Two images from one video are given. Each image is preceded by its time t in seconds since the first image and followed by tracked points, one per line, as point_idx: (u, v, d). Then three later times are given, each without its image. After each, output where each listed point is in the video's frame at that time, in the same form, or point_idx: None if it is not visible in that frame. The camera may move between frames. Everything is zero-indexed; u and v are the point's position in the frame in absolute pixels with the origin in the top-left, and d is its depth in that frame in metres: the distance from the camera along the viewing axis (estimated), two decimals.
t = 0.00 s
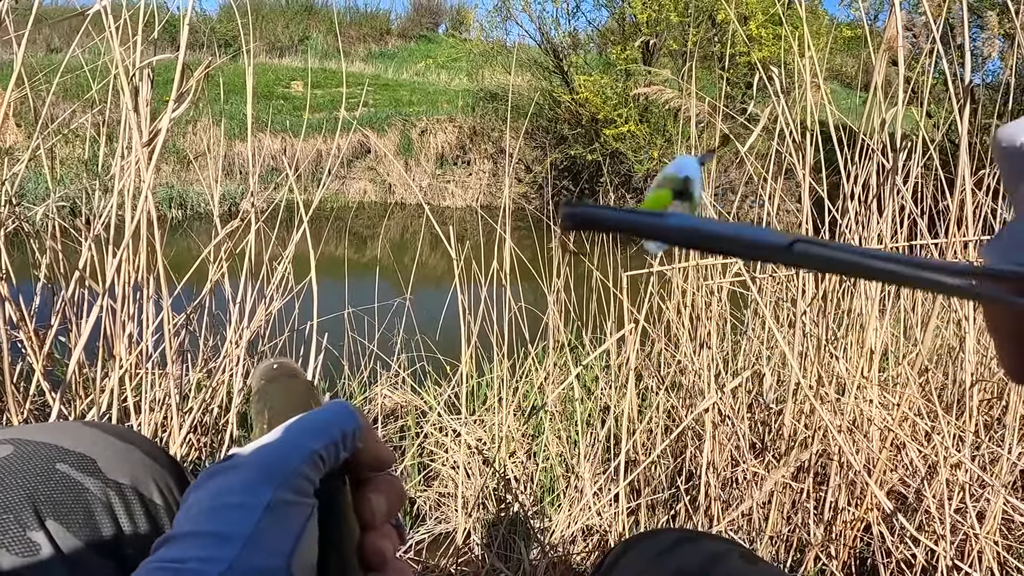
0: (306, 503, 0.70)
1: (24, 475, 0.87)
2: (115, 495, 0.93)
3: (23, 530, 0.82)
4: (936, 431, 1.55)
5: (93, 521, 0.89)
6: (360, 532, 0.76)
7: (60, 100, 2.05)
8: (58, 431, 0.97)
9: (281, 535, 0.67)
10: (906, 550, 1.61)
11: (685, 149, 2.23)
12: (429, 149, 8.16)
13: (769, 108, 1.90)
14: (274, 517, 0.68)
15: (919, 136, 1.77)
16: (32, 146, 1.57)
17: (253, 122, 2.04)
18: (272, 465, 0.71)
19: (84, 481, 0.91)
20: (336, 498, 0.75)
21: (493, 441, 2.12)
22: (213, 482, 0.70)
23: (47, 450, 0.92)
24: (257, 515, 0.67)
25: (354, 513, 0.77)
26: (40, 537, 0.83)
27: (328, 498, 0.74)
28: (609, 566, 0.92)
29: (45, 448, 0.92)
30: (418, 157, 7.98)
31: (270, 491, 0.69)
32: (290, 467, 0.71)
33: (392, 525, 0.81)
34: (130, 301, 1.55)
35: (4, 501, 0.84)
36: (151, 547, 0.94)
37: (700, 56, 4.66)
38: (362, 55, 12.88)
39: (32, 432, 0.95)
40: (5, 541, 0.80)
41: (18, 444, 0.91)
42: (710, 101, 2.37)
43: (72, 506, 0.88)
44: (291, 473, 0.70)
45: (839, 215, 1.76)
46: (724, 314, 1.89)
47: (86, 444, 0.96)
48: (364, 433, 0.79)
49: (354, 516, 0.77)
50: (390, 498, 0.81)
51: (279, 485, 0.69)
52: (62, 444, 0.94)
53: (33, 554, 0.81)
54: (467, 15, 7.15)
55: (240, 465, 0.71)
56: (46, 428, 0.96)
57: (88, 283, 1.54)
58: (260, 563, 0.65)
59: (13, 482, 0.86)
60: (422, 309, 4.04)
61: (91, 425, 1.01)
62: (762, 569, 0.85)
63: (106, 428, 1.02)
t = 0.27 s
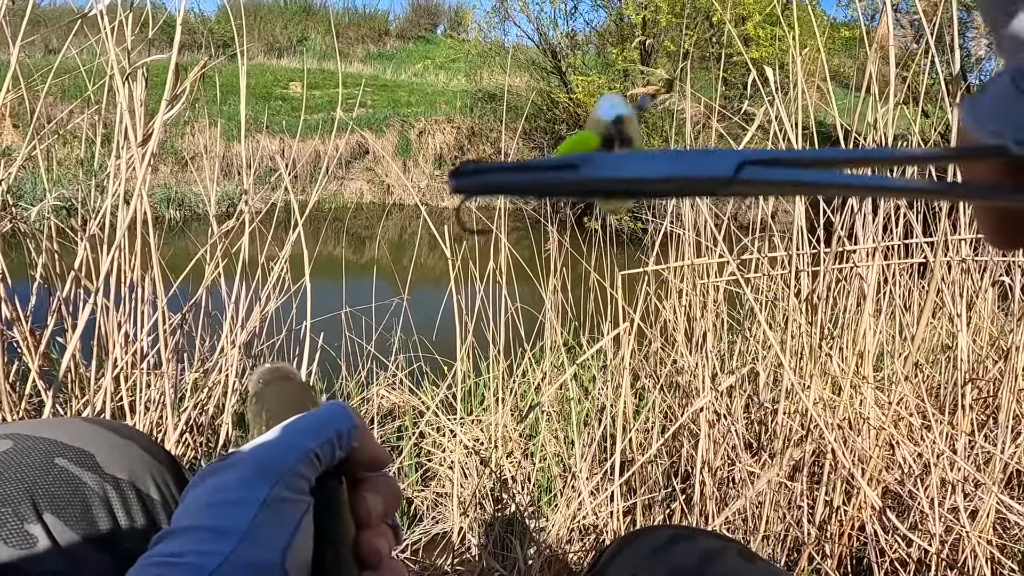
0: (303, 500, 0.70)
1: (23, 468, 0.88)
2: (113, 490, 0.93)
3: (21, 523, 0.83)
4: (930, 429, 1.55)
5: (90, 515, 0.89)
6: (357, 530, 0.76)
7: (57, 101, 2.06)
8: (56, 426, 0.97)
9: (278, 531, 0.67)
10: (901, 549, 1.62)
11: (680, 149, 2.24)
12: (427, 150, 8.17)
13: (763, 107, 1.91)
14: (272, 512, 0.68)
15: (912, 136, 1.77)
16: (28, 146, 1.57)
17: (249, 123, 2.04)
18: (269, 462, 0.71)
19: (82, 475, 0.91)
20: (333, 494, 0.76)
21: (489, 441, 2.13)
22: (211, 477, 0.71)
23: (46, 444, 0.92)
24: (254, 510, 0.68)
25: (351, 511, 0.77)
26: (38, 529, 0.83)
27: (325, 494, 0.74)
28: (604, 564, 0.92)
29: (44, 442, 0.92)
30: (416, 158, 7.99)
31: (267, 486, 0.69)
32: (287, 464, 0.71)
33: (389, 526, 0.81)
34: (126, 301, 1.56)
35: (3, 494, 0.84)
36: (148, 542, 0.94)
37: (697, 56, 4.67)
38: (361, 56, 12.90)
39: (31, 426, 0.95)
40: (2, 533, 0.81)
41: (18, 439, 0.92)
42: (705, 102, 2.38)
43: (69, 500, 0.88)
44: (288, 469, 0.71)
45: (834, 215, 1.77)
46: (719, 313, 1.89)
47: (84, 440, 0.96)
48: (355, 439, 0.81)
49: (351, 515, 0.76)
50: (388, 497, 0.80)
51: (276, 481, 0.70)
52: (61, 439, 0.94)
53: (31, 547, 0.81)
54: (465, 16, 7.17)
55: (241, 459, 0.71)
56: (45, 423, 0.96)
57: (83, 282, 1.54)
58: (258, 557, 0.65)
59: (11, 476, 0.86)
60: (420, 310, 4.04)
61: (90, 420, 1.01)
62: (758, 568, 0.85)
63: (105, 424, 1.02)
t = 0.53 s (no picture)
0: (315, 498, 0.69)
1: (30, 464, 0.88)
2: (119, 487, 0.93)
3: (28, 518, 0.83)
4: (926, 429, 1.56)
5: (97, 511, 0.89)
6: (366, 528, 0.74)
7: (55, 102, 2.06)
8: (63, 423, 0.97)
9: (289, 528, 0.67)
10: (898, 548, 1.62)
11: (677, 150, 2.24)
12: (426, 150, 8.17)
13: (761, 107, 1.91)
14: (282, 511, 0.67)
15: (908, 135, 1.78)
16: (26, 147, 1.57)
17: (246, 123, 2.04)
18: (281, 460, 0.70)
19: (89, 471, 0.91)
20: (344, 492, 0.73)
21: (488, 441, 2.13)
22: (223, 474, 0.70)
23: (54, 441, 0.92)
24: (266, 507, 0.67)
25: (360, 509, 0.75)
26: (45, 525, 0.83)
27: (337, 492, 0.72)
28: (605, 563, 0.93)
29: (51, 439, 0.92)
30: (415, 159, 8.00)
31: (279, 484, 0.69)
32: (298, 461, 0.70)
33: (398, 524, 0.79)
34: (123, 301, 1.56)
35: (10, 489, 0.84)
36: (153, 537, 0.94)
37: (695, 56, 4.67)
38: (360, 57, 12.91)
39: (39, 423, 0.95)
40: (10, 527, 0.81)
41: (25, 435, 0.92)
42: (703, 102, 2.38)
43: (76, 496, 0.88)
44: (300, 467, 0.70)
45: (831, 215, 1.77)
46: (717, 313, 1.90)
47: (91, 437, 0.96)
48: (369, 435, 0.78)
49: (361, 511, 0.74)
50: (395, 495, 0.79)
51: (287, 479, 0.69)
52: (67, 436, 0.94)
53: (37, 542, 0.81)
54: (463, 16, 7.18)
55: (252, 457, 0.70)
56: (53, 419, 0.96)
57: (81, 282, 1.54)
58: (268, 554, 0.65)
59: (20, 472, 0.86)
60: (418, 310, 4.05)
61: (97, 417, 1.01)
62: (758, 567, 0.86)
63: (111, 421, 1.02)
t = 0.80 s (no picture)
0: (327, 506, 0.59)
1: (26, 462, 0.84)
2: (118, 486, 0.89)
3: (23, 517, 0.79)
4: (927, 429, 1.56)
5: (94, 510, 0.85)
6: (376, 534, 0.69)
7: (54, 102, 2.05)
8: (60, 421, 0.94)
9: (300, 537, 0.56)
10: (899, 548, 1.62)
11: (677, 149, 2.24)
12: (426, 151, 8.17)
13: (761, 106, 1.91)
14: (294, 516, 0.57)
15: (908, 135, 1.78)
16: (24, 146, 1.57)
17: (246, 123, 2.04)
18: (291, 463, 0.60)
19: (87, 469, 0.88)
20: (355, 498, 0.66)
21: (488, 441, 2.13)
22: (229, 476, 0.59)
23: (51, 439, 0.89)
24: (276, 513, 0.57)
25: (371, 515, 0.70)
26: (42, 524, 0.79)
27: (348, 499, 0.65)
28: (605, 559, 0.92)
29: (48, 436, 0.89)
30: (415, 159, 7.99)
31: (290, 489, 0.58)
32: (312, 465, 0.60)
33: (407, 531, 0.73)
34: (122, 302, 1.55)
35: (5, 487, 0.80)
36: (151, 536, 0.90)
37: (694, 56, 4.67)
38: (359, 57, 12.91)
39: (34, 421, 0.92)
40: (5, 527, 0.77)
41: (21, 433, 0.88)
42: (703, 101, 2.38)
43: (74, 494, 0.84)
44: (313, 472, 0.60)
45: (831, 214, 1.77)
46: (718, 312, 1.90)
47: (89, 434, 0.93)
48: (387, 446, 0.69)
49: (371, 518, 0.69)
50: (409, 502, 0.73)
51: (299, 484, 0.59)
52: (65, 434, 0.91)
53: (33, 541, 0.78)
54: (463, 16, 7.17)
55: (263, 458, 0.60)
56: (49, 417, 0.93)
57: (80, 282, 1.54)
58: (281, 564, 0.54)
59: (15, 470, 0.83)
60: (418, 311, 4.04)
61: (94, 415, 0.98)
62: (758, 566, 0.84)
63: (109, 419, 0.98)
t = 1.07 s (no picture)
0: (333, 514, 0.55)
1: (23, 465, 0.82)
2: (116, 488, 0.88)
3: (20, 520, 0.76)
4: (926, 429, 1.56)
5: (92, 514, 0.83)
6: (381, 543, 0.68)
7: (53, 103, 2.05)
8: (57, 426, 0.93)
9: (303, 546, 0.52)
10: (900, 547, 1.62)
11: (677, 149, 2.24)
12: (425, 151, 8.17)
13: (761, 105, 1.91)
14: (300, 524, 0.53)
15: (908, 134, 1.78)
16: (24, 146, 1.56)
17: (244, 123, 2.03)
18: (296, 468, 0.56)
19: (85, 473, 0.86)
20: (359, 507, 0.62)
21: (488, 442, 2.12)
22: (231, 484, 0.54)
23: (48, 443, 0.88)
24: (281, 520, 0.52)
25: (377, 524, 0.68)
26: (39, 527, 0.77)
27: (350, 506, 0.60)
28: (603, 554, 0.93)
29: (46, 440, 0.88)
30: (414, 159, 7.99)
31: (295, 497, 0.54)
32: (318, 472, 0.57)
33: (410, 540, 0.72)
34: (121, 303, 1.55)
35: (2, 490, 0.78)
36: (150, 540, 0.88)
37: (694, 56, 4.67)
38: (359, 57, 12.90)
39: (31, 426, 0.91)
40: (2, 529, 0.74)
41: (19, 437, 0.87)
42: (703, 101, 2.38)
43: (71, 496, 0.82)
44: (319, 479, 0.56)
45: (832, 214, 1.77)
46: (717, 312, 1.90)
47: (87, 439, 0.92)
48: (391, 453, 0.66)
49: (377, 527, 0.67)
50: (415, 510, 0.71)
51: (305, 491, 0.55)
52: (63, 438, 0.90)
53: (29, 542, 0.75)
54: (462, 17, 7.17)
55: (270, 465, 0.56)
56: (46, 422, 0.92)
57: (79, 283, 1.53)
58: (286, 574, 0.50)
59: (12, 472, 0.81)
60: (418, 312, 4.04)
61: (92, 420, 0.97)
62: (756, 566, 0.84)
63: (107, 425, 0.98)
